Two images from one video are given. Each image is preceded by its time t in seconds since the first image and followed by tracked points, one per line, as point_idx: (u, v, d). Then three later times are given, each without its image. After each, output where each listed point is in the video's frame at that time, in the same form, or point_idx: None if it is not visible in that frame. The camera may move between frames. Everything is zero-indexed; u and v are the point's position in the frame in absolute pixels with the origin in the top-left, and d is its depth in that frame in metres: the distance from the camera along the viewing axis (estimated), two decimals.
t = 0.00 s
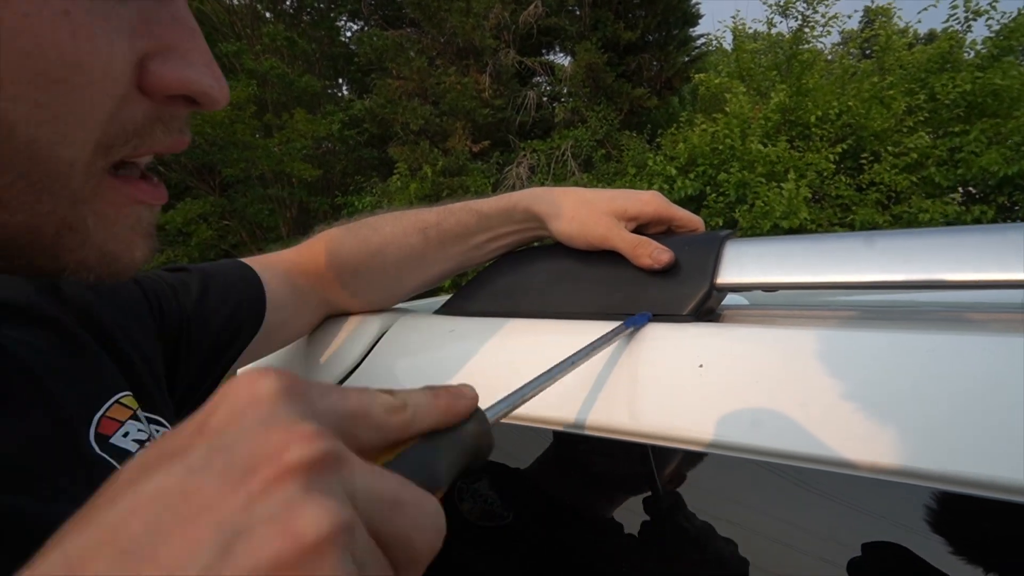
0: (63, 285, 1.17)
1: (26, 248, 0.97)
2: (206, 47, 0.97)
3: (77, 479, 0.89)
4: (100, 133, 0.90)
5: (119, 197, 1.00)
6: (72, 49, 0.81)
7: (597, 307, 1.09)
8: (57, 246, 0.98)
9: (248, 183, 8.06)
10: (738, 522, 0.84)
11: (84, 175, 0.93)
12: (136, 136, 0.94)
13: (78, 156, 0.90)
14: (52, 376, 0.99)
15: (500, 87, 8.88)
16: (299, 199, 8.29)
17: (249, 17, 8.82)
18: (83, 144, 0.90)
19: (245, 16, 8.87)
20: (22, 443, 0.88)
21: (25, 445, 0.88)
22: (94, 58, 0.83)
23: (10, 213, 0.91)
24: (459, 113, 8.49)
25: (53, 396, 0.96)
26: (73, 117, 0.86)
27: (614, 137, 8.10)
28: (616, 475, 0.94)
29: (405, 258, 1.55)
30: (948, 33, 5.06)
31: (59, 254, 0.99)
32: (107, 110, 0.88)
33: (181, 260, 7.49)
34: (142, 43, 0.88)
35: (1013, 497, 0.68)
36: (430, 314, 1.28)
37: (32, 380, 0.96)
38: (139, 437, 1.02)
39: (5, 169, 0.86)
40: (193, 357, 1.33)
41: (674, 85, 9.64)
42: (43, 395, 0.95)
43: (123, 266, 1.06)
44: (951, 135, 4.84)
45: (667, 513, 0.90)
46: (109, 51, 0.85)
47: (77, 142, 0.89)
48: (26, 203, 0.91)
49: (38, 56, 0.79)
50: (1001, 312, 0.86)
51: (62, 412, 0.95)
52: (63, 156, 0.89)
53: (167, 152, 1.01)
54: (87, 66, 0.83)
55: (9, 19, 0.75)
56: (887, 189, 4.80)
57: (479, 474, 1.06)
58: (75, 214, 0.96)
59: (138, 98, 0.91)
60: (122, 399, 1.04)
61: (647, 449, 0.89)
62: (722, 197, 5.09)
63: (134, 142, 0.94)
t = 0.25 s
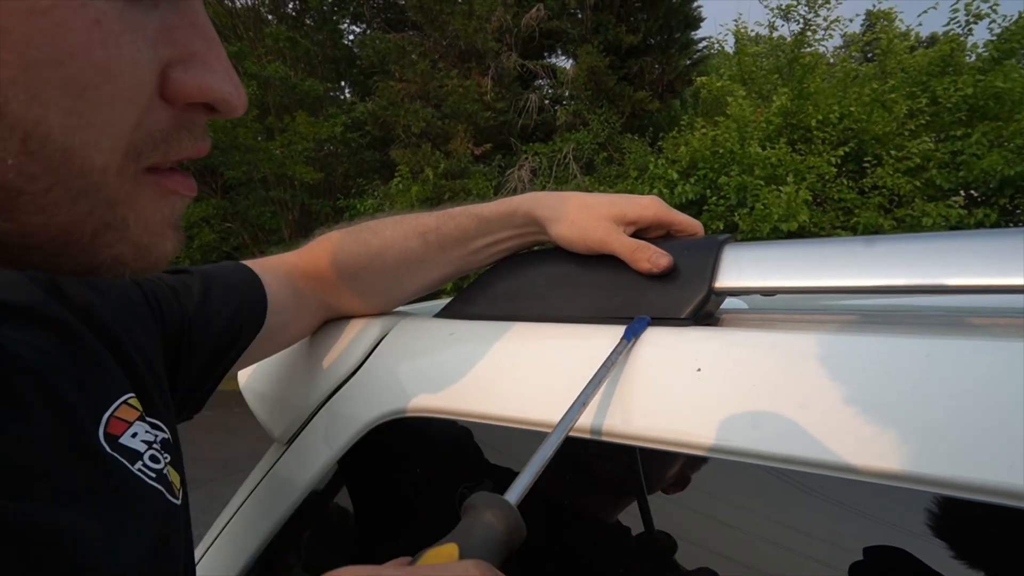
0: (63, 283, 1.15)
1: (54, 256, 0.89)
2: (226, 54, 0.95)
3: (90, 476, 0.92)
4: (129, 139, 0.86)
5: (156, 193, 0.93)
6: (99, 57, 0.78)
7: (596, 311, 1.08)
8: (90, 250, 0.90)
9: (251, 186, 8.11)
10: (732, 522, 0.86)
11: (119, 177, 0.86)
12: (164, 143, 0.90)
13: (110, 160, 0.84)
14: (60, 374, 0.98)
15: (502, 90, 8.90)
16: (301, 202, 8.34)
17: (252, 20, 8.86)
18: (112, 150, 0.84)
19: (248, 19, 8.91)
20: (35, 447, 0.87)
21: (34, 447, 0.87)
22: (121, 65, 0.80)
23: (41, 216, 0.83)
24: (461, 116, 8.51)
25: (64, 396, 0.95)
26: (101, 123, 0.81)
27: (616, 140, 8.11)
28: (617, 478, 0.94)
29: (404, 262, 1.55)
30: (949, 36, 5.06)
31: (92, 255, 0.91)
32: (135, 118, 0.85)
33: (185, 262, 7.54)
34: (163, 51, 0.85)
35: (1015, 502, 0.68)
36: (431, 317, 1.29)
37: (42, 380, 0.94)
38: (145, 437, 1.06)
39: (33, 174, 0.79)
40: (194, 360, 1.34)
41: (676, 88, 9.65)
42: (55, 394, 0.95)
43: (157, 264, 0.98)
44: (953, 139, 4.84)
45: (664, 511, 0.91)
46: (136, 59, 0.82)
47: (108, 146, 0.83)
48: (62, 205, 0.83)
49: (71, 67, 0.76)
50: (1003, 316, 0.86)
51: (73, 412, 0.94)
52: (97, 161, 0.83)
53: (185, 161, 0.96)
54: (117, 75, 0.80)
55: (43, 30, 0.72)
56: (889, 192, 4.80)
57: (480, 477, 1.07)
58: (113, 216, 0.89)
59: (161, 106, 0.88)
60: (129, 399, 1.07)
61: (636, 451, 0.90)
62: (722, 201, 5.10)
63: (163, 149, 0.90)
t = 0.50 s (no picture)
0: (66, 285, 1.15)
1: (81, 259, 0.87)
2: (236, 58, 0.96)
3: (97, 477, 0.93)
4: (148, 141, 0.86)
5: (177, 188, 0.93)
6: (116, 61, 0.78)
7: (594, 312, 1.09)
8: (112, 251, 0.88)
9: (251, 188, 8.12)
10: (730, 522, 0.87)
11: (140, 177, 0.86)
12: (180, 144, 0.90)
13: (130, 162, 0.84)
14: (69, 376, 0.99)
15: (502, 91, 8.92)
16: (302, 204, 8.36)
17: (252, 23, 8.87)
18: (133, 150, 0.84)
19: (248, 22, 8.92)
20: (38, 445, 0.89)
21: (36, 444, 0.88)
22: (138, 69, 0.81)
23: (64, 217, 0.81)
24: (461, 117, 8.52)
25: (72, 396, 0.96)
26: (122, 124, 0.81)
27: (616, 142, 8.12)
28: (616, 479, 0.94)
29: (403, 264, 1.56)
30: (949, 37, 5.06)
31: (116, 257, 0.89)
32: (150, 121, 0.85)
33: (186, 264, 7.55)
34: (174, 55, 0.86)
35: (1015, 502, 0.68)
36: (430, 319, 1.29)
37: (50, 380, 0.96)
38: (152, 439, 1.06)
39: (54, 176, 0.77)
40: (196, 362, 1.34)
41: (676, 90, 9.67)
42: (63, 395, 0.96)
43: (176, 260, 0.98)
44: (953, 139, 4.84)
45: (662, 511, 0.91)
46: (151, 63, 0.82)
47: (127, 147, 0.83)
48: (85, 207, 0.82)
49: (90, 72, 0.75)
50: (1001, 317, 0.86)
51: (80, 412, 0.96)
52: (117, 163, 0.82)
53: (200, 162, 0.98)
54: (133, 79, 0.80)
55: (64, 37, 0.72)
56: (889, 193, 4.80)
57: (479, 477, 1.08)
58: (136, 215, 0.88)
59: (173, 109, 0.88)
60: (135, 401, 1.07)
61: (636, 452, 0.90)
62: (722, 202, 5.11)
63: (179, 149, 0.91)
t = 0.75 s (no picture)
0: (80, 286, 1.18)
1: (103, 262, 0.88)
2: (261, 58, 0.92)
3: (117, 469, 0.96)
4: (175, 145, 0.85)
5: (193, 199, 0.92)
6: (152, 66, 0.78)
7: (594, 311, 1.09)
8: (133, 255, 0.88)
9: (252, 189, 8.15)
10: (730, 520, 0.86)
11: (164, 182, 0.86)
12: (203, 149, 0.89)
13: (157, 166, 0.84)
14: (87, 372, 1.03)
15: (503, 92, 8.92)
16: (302, 205, 8.38)
17: (253, 24, 8.89)
18: (160, 156, 0.84)
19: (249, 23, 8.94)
20: (62, 443, 0.91)
21: (62, 440, 0.92)
22: (172, 74, 0.80)
23: (95, 218, 0.83)
24: (462, 118, 8.53)
25: (94, 392, 1.00)
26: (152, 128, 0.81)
27: (616, 142, 8.13)
28: (618, 477, 0.93)
29: (406, 263, 1.56)
30: (950, 36, 5.05)
31: (135, 260, 0.89)
32: (179, 123, 0.84)
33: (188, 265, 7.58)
34: (205, 59, 0.84)
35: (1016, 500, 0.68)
36: (431, 318, 1.29)
37: (70, 375, 1.00)
38: (168, 435, 1.09)
39: (87, 177, 0.79)
40: (205, 361, 1.34)
41: (676, 90, 9.68)
42: (83, 390, 0.99)
43: (192, 268, 0.97)
44: (954, 138, 4.83)
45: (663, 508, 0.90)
46: (182, 68, 0.81)
47: (156, 152, 0.83)
48: (111, 208, 0.83)
49: (128, 76, 0.76)
50: (1003, 315, 0.86)
51: (102, 405, 1.00)
52: (145, 167, 0.83)
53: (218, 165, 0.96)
54: (167, 83, 0.80)
55: (106, 43, 0.73)
56: (891, 193, 4.79)
57: (481, 475, 1.08)
58: (155, 220, 0.88)
59: (201, 111, 0.86)
60: (152, 397, 1.10)
61: (643, 450, 0.90)
62: (721, 203, 5.14)
63: (202, 154, 0.89)
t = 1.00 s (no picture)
0: (80, 287, 1.19)
1: (117, 263, 0.88)
2: (274, 66, 0.94)
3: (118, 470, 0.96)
4: (191, 148, 0.86)
5: (204, 196, 0.92)
6: (171, 69, 0.80)
7: (596, 310, 1.09)
8: (145, 256, 0.88)
9: (254, 189, 8.18)
10: (735, 519, 0.87)
11: (178, 184, 0.86)
12: (216, 152, 0.90)
13: (173, 168, 0.85)
14: (88, 374, 1.03)
15: (504, 92, 8.92)
16: (304, 205, 8.41)
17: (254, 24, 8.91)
18: (176, 158, 0.85)
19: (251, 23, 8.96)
20: (61, 448, 0.91)
21: (67, 445, 0.92)
22: (190, 78, 0.82)
23: (110, 219, 0.83)
24: (463, 118, 8.54)
25: (97, 394, 1.00)
26: (169, 129, 0.82)
27: (617, 142, 8.13)
28: (622, 477, 0.94)
29: (407, 263, 1.56)
30: (951, 36, 5.04)
31: (150, 260, 0.88)
32: (195, 126, 0.85)
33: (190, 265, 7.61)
34: (221, 64, 0.85)
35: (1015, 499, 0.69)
36: (432, 318, 1.29)
37: (71, 378, 1.00)
38: (168, 438, 1.09)
39: (104, 179, 0.80)
40: (204, 362, 1.35)
41: (678, 90, 9.67)
42: (84, 393, 0.99)
43: (205, 267, 0.97)
44: (955, 138, 4.83)
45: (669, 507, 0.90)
46: (198, 71, 0.82)
47: (173, 154, 0.84)
48: (126, 208, 0.83)
49: (148, 79, 0.78)
50: (1003, 315, 0.86)
51: (105, 407, 1.00)
52: (161, 169, 0.84)
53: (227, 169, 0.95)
54: (186, 86, 0.81)
55: (129, 46, 0.75)
56: (892, 193, 4.79)
57: (486, 477, 1.08)
58: (168, 221, 0.88)
59: (215, 115, 0.87)
60: (153, 400, 1.10)
61: (653, 451, 0.90)
62: (721, 203, 5.15)
63: (215, 158, 0.90)
